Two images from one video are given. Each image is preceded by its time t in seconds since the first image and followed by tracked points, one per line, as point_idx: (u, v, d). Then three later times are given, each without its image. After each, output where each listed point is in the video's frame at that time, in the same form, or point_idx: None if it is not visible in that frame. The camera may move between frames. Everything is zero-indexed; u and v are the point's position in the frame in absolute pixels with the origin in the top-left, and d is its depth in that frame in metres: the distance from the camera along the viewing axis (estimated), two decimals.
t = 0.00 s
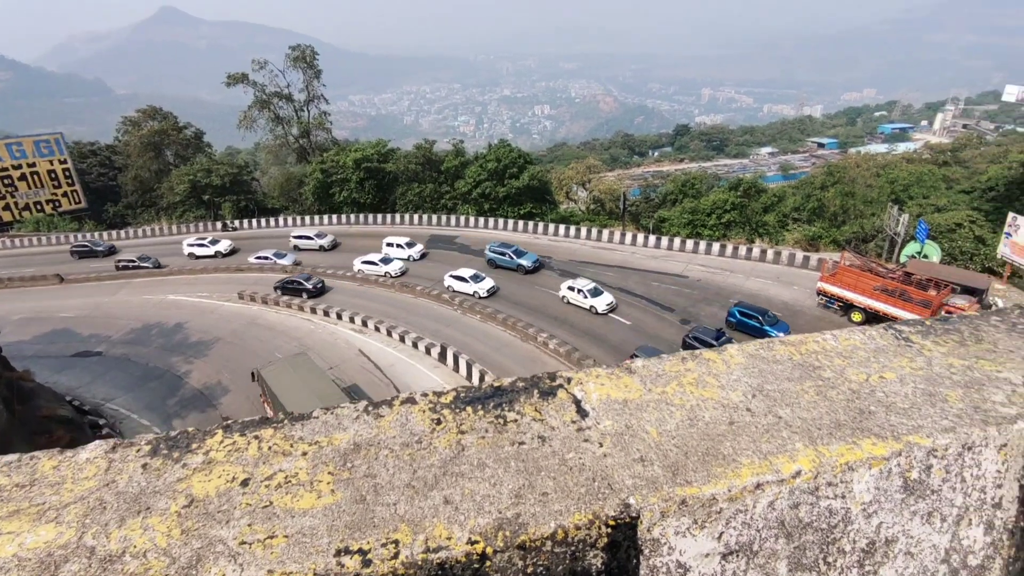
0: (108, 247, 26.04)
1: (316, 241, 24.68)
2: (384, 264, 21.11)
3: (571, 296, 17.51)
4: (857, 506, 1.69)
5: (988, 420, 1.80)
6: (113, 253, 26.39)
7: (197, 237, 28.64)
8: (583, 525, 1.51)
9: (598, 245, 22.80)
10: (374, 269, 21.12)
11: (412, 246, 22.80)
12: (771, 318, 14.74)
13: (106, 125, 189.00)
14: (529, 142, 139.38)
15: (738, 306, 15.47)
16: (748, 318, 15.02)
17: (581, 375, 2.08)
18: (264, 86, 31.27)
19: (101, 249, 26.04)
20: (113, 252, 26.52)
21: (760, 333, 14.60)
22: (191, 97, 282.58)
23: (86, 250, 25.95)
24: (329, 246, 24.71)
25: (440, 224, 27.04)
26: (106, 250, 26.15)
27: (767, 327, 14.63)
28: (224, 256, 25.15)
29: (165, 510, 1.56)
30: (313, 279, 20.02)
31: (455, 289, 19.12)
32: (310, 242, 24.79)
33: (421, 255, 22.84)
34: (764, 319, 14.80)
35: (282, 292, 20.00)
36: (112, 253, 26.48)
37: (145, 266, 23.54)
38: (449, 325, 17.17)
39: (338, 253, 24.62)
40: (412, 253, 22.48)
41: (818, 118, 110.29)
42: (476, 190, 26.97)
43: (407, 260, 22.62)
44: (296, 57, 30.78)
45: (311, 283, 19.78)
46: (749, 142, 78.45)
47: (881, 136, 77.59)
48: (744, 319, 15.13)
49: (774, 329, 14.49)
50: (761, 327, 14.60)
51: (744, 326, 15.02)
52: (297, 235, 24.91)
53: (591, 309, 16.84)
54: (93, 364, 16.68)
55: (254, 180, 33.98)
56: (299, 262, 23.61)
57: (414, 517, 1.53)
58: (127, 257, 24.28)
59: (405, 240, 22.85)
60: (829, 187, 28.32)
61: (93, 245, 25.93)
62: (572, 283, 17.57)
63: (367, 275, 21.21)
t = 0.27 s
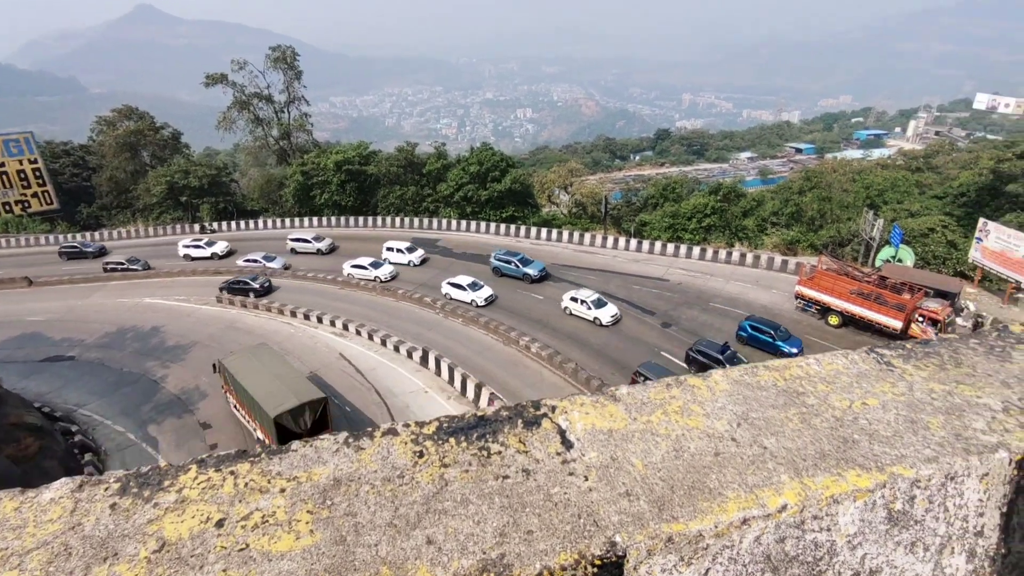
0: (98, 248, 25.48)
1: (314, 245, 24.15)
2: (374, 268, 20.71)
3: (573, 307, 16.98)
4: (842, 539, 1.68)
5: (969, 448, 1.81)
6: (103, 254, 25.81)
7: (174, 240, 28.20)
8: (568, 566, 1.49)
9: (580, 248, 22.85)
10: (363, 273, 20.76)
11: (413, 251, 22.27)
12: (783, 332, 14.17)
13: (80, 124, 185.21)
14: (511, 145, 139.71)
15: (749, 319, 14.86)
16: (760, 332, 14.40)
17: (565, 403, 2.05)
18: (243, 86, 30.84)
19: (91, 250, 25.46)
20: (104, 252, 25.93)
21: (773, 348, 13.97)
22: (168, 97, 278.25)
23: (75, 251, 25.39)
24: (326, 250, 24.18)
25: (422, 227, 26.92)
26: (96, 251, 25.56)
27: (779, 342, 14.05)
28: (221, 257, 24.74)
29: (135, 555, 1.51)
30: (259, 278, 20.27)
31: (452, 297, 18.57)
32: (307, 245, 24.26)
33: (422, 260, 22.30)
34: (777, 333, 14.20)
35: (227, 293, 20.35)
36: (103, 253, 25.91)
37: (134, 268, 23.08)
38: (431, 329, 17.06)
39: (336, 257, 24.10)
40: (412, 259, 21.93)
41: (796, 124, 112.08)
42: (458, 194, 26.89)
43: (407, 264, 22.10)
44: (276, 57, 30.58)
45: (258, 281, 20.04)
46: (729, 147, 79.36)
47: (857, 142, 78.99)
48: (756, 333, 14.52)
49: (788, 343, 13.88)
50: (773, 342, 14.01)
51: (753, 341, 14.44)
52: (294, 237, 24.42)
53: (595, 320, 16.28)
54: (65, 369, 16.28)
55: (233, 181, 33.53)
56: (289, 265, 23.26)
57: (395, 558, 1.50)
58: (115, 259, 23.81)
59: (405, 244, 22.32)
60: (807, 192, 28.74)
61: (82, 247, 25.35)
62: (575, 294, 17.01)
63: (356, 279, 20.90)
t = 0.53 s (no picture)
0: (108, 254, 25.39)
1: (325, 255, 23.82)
2: (377, 280, 20.50)
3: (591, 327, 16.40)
4: None
5: (978, 485, 1.81)
6: (112, 261, 25.68)
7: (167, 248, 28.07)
8: None
9: (574, 260, 22.90)
10: (367, 285, 20.57)
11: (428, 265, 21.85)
12: (812, 358, 13.46)
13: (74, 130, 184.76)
14: (506, 157, 140.30)
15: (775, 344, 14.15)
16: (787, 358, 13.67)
17: (574, 436, 2.04)
18: (239, 95, 30.86)
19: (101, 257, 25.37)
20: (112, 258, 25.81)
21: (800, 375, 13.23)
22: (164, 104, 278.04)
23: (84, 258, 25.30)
24: (338, 260, 23.83)
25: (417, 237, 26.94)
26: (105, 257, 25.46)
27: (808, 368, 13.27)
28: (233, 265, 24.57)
29: None
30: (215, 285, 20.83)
31: (464, 313, 18.06)
32: (319, 255, 23.95)
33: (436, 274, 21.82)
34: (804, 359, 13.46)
35: (185, 300, 20.83)
36: (111, 259, 25.81)
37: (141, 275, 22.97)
38: (425, 340, 17.01)
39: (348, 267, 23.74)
40: (426, 273, 21.50)
41: (788, 138, 113.09)
42: (454, 204, 26.95)
43: (420, 278, 21.67)
44: (273, 66, 30.85)
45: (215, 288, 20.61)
46: (723, 160, 79.92)
47: (849, 157, 79.73)
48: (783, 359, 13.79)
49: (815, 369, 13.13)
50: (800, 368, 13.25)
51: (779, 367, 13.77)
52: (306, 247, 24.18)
53: (613, 340, 15.69)
54: (55, 378, 16.11)
55: (228, 190, 33.47)
56: (293, 275, 23.12)
57: None
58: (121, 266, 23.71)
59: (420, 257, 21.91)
60: (800, 205, 28.96)
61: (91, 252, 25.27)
62: (592, 313, 16.44)
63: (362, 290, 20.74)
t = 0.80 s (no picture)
0: (153, 244, 25.90)
1: (366, 259, 23.77)
2: (409, 287, 20.41)
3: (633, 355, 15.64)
4: None
5: None
6: (158, 249, 26.14)
7: (195, 240, 28.57)
8: None
9: (596, 276, 22.81)
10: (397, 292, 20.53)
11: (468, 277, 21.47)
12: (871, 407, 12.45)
13: (114, 121, 189.77)
14: (533, 170, 140.71)
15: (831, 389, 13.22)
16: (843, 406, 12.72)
17: (619, 486, 2.00)
18: (275, 95, 31.64)
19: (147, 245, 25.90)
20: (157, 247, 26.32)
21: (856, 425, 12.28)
22: (202, 100, 284.30)
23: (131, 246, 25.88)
24: (378, 265, 23.73)
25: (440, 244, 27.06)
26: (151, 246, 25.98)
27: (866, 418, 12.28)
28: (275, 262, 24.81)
29: None
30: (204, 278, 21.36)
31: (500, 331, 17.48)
32: (360, 259, 23.91)
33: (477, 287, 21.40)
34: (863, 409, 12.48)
35: (172, 291, 21.32)
36: (157, 247, 26.32)
37: (183, 266, 23.34)
38: (443, 348, 17.02)
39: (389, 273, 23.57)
40: (466, 286, 21.09)
41: (819, 167, 111.76)
42: (479, 214, 27.04)
43: (460, 290, 21.26)
44: (310, 69, 31.50)
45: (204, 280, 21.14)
46: (750, 185, 79.20)
47: (881, 189, 78.54)
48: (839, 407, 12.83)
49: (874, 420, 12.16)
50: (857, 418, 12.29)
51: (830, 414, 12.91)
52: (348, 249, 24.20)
53: (657, 372, 14.89)
54: (80, 361, 16.42)
55: (258, 187, 33.99)
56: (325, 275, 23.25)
57: None
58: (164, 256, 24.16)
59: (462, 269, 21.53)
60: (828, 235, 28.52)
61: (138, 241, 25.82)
62: (636, 341, 15.66)
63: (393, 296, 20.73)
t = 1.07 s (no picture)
0: (184, 237, 26.14)
1: (394, 264, 23.44)
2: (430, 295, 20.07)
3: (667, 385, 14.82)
4: None
5: None
6: (188, 243, 26.32)
7: (210, 234, 28.78)
8: None
9: (607, 290, 22.72)
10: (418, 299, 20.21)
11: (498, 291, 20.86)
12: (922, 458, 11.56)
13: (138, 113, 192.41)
14: (548, 181, 141.00)
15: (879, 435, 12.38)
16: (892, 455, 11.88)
17: (642, 532, 1.92)
18: (297, 95, 31.94)
19: (178, 238, 26.16)
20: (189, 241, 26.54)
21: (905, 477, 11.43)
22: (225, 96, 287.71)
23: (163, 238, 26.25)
24: (406, 272, 23.36)
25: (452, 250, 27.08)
26: (182, 239, 26.21)
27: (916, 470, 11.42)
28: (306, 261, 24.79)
29: None
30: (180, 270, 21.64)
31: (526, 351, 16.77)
32: (388, 264, 23.60)
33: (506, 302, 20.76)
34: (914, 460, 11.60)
35: (146, 281, 21.55)
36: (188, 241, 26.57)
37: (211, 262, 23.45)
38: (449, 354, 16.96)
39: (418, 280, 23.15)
40: (496, 300, 20.47)
41: (835, 191, 111.08)
42: (492, 223, 27.05)
43: (489, 304, 20.67)
44: (333, 71, 31.80)
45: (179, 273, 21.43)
46: (766, 206, 78.80)
47: (897, 217, 77.88)
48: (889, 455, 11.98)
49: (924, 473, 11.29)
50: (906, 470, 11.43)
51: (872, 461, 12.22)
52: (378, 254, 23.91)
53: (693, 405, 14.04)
54: (90, 348, 16.50)
55: (275, 185, 34.20)
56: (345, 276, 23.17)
57: None
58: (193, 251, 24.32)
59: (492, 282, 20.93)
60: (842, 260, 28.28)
61: (169, 235, 26.10)
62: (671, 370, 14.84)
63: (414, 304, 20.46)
